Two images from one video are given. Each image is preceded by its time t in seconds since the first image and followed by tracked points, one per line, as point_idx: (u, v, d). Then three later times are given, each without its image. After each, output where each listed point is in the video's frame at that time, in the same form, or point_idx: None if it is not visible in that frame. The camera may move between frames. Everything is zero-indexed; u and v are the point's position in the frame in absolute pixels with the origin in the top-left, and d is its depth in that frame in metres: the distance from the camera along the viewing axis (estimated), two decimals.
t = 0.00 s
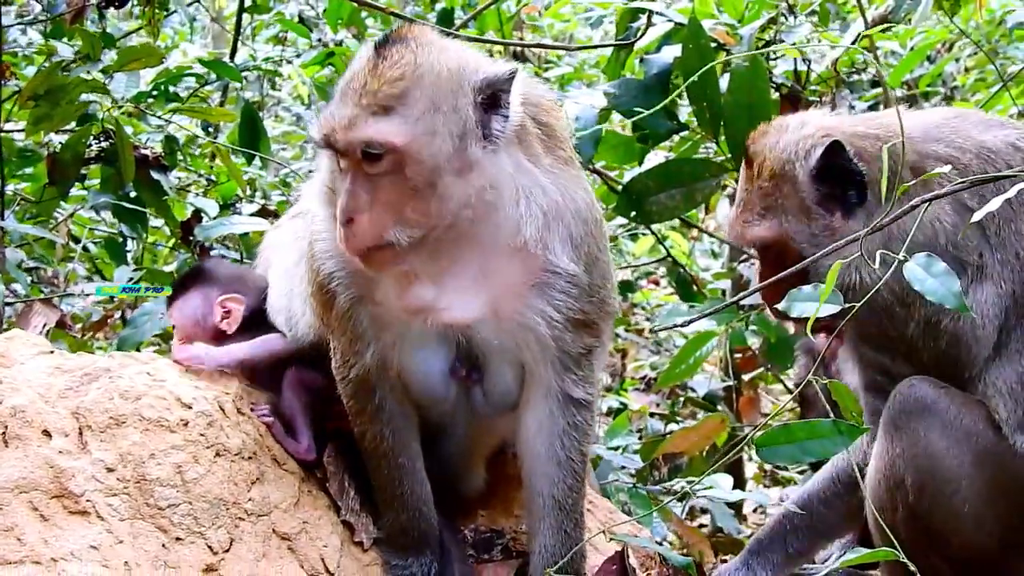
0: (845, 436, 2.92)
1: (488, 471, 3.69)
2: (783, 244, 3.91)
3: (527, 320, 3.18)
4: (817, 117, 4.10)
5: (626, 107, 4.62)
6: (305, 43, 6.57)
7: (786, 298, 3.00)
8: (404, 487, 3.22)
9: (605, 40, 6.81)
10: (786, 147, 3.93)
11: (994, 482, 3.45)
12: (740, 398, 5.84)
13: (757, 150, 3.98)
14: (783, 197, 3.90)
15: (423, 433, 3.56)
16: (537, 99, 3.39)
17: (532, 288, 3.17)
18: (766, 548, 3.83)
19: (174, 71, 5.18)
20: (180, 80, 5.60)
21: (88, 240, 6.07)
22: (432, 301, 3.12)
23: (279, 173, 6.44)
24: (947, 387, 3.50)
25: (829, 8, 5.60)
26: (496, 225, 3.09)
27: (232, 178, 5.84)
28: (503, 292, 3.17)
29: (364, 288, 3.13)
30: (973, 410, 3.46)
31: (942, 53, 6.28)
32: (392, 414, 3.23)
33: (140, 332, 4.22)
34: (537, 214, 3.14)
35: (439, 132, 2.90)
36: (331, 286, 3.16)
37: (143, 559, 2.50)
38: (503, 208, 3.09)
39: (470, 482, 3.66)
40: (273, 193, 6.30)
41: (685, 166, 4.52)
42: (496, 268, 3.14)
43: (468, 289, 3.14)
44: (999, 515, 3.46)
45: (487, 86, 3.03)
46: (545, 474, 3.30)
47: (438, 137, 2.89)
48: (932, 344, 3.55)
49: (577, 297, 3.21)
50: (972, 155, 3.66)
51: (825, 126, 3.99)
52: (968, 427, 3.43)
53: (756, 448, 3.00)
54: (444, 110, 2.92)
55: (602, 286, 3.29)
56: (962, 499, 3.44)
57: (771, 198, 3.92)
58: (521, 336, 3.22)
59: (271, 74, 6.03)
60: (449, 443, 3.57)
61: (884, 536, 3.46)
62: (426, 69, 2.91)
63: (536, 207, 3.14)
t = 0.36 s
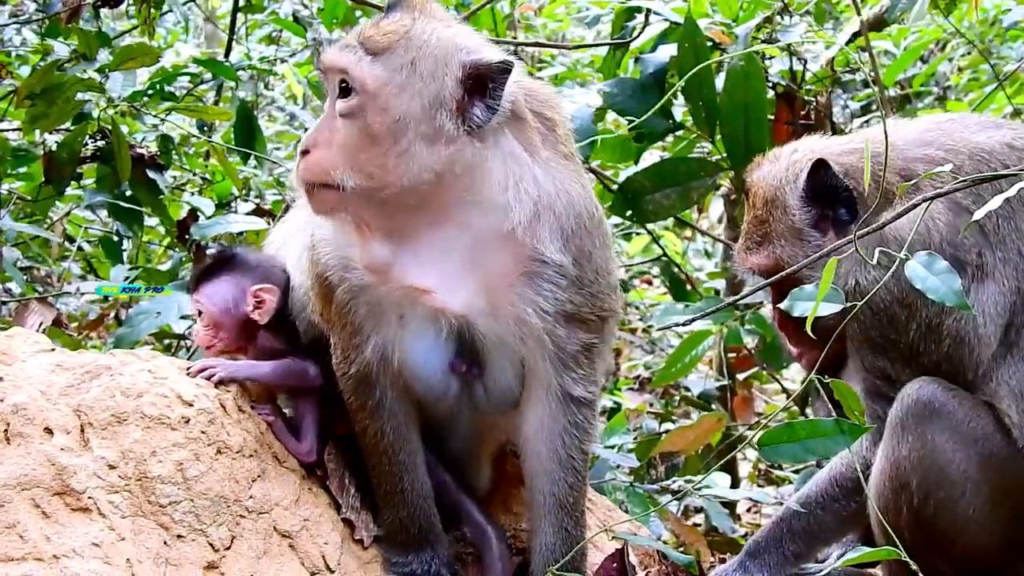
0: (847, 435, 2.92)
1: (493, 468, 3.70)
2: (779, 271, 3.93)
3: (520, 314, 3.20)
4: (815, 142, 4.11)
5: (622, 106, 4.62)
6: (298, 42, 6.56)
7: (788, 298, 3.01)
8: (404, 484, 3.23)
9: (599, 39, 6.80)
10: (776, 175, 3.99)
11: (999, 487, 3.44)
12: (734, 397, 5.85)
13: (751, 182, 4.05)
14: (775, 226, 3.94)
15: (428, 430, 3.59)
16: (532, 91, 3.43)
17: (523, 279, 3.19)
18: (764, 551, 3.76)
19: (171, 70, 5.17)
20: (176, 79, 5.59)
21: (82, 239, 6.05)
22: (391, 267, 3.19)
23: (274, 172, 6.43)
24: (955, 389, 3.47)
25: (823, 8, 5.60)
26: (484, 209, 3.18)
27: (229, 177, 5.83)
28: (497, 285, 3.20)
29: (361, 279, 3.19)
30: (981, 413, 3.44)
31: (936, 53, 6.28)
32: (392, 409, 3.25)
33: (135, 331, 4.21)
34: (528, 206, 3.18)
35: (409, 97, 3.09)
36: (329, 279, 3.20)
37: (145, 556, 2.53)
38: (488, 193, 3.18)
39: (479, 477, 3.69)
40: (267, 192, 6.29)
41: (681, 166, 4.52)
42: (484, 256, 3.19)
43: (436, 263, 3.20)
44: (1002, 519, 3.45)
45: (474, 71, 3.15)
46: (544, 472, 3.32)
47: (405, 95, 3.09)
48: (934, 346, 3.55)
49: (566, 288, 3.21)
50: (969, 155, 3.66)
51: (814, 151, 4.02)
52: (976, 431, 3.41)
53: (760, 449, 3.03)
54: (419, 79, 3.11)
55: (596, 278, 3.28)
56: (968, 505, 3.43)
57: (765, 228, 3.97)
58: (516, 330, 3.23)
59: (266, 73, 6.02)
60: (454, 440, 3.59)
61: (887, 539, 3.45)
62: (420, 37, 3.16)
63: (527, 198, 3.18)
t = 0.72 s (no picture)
0: (852, 432, 2.94)
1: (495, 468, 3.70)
2: (780, 262, 3.93)
3: (519, 309, 3.20)
4: (818, 138, 4.10)
5: (621, 105, 4.62)
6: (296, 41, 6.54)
7: (792, 296, 3.02)
8: (406, 481, 3.23)
9: (596, 39, 6.80)
10: (777, 168, 3.99)
11: (1003, 483, 3.39)
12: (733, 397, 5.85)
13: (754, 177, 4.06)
14: (774, 218, 3.95)
15: (430, 429, 3.59)
16: (538, 88, 3.49)
17: (521, 274, 3.19)
18: (766, 546, 3.78)
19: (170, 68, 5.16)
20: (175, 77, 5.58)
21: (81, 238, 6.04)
22: (384, 249, 3.21)
23: (271, 171, 6.42)
24: (957, 382, 3.45)
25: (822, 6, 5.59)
26: (483, 201, 3.19)
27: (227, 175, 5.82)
28: (498, 280, 3.20)
29: (363, 274, 3.21)
30: (985, 409, 3.40)
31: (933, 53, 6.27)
32: (395, 405, 3.25)
33: (135, 330, 4.21)
34: (527, 200, 3.19)
35: (411, 83, 3.16)
36: (330, 274, 3.23)
37: (149, 553, 2.53)
38: (487, 185, 3.19)
39: (480, 480, 3.67)
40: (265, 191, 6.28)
41: (680, 165, 4.52)
42: (483, 249, 3.19)
43: (431, 251, 3.21)
44: (1005, 515, 3.40)
45: (477, 62, 3.19)
46: (547, 470, 3.31)
47: (407, 78, 3.16)
48: (932, 337, 3.56)
49: (565, 283, 3.21)
50: (969, 151, 3.66)
51: (815, 144, 4.02)
52: (980, 427, 3.37)
53: (763, 443, 2.99)
54: (421, 64, 3.18)
55: (596, 275, 3.27)
56: (971, 502, 3.39)
57: (765, 220, 3.98)
58: (517, 326, 3.23)
59: (264, 71, 6.01)
60: (456, 440, 3.59)
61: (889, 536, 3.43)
62: (426, 24, 3.23)
63: (527, 192, 3.19)
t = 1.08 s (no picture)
0: (863, 429, 2.92)
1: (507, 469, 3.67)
2: (782, 262, 3.93)
3: (532, 305, 3.20)
4: (822, 133, 4.07)
5: (625, 103, 4.61)
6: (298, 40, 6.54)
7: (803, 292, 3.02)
8: (415, 479, 3.22)
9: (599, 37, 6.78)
10: (778, 166, 3.98)
11: (1012, 480, 3.38)
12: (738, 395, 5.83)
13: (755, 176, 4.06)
14: (775, 217, 3.94)
15: (440, 431, 3.54)
16: (555, 85, 3.52)
17: (535, 271, 3.19)
18: (774, 544, 3.78)
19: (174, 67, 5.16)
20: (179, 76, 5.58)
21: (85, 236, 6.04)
22: (396, 238, 3.25)
23: (274, 170, 6.41)
24: (965, 380, 3.43)
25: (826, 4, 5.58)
26: (498, 196, 3.23)
27: (231, 173, 5.81)
28: (512, 275, 3.21)
29: (376, 268, 3.18)
30: (993, 406, 3.37)
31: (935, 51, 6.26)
32: (405, 402, 3.22)
33: (140, 328, 4.21)
34: (542, 195, 3.21)
35: (427, 76, 3.21)
36: (343, 268, 3.19)
37: (158, 549, 2.53)
38: (502, 180, 3.22)
39: (491, 481, 3.66)
40: (268, 190, 6.27)
41: (685, 162, 4.46)
42: (497, 244, 3.22)
43: (443, 245, 3.26)
44: (1013, 513, 3.39)
45: (492, 57, 3.24)
46: (560, 467, 3.31)
47: (423, 69, 3.21)
48: (935, 334, 3.55)
49: (579, 280, 3.21)
50: (974, 148, 3.65)
51: (818, 141, 3.97)
52: (987, 424, 3.35)
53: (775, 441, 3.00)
54: (437, 56, 3.23)
55: (609, 272, 3.27)
56: (980, 501, 3.37)
57: (766, 221, 3.97)
58: (530, 322, 3.23)
59: (267, 70, 6.00)
60: (468, 441, 3.56)
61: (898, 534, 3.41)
62: (443, 17, 3.29)
63: (541, 186, 3.21)
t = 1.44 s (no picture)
0: (875, 428, 2.90)
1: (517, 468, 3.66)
2: (789, 258, 3.90)
3: (542, 303, 3.18)
4: (830, 129, 4.04)
5: (633, 102, 4.59)
6: (306, 39, 6.53)
7: (814, 291, 3.00)
8: (427, 478, 3.22)
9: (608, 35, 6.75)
10: (783, 162, 3.96)
11: None
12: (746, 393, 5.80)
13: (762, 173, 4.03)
14: (780, 213, 3.92)
15: (451, 430, 3.54)
16: (567, 83, 3.50)
17: (545, 269, 3.18)
18: (785, 545, 3.76)
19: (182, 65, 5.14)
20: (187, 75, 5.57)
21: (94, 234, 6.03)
22: (405, 235, 3.23)
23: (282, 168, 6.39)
24: (976, 379, 3.40)
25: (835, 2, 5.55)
26: (508, 194, 3.20)
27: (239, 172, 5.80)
28: (522, 273, 3.19)
29: (385, 268, 3.19)
30: (1005, 405, 3.33)
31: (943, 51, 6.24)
32: (415, 400, 3.23)
33: (148, 327, 4.19)
34: (552, 193, 3.18)
35: (440, 73, 3.19)
36: (352, 267, 3.22)
37: (169, 548, 2.52)
38: (512, 177, 3.20)
39: (504, 480, 3.65)
40: (276, 189, 6.26)
41: (695, 161, 4.40)
42: (507, 242, 3.19)
43: (451, 243, 3.23)
44: None
45: (502, 55, 3.20)
46: (571, 466, 3.30)
47: (433, 65, 3.20)
48: (944, 334, 3.55)
49: (589, 279, 3.20)
50: (984, 146, 3.62)
51: (822, 135, 3.97)
52: (999, 424, 3.30)
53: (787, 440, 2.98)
54: (448, 53, 3.21)
55: (619, 271, 3.25)
56: (992, 501, 3.32)
57: (772, 217, 3.95)
58: (539, 320, 3.21)
59: (274, 69, 6.00)
60: (480, 440, 3.55)
61: (910, 534, 3.39)
62: (456, 14, 3.27)
63: (552, 185, 3.19)
